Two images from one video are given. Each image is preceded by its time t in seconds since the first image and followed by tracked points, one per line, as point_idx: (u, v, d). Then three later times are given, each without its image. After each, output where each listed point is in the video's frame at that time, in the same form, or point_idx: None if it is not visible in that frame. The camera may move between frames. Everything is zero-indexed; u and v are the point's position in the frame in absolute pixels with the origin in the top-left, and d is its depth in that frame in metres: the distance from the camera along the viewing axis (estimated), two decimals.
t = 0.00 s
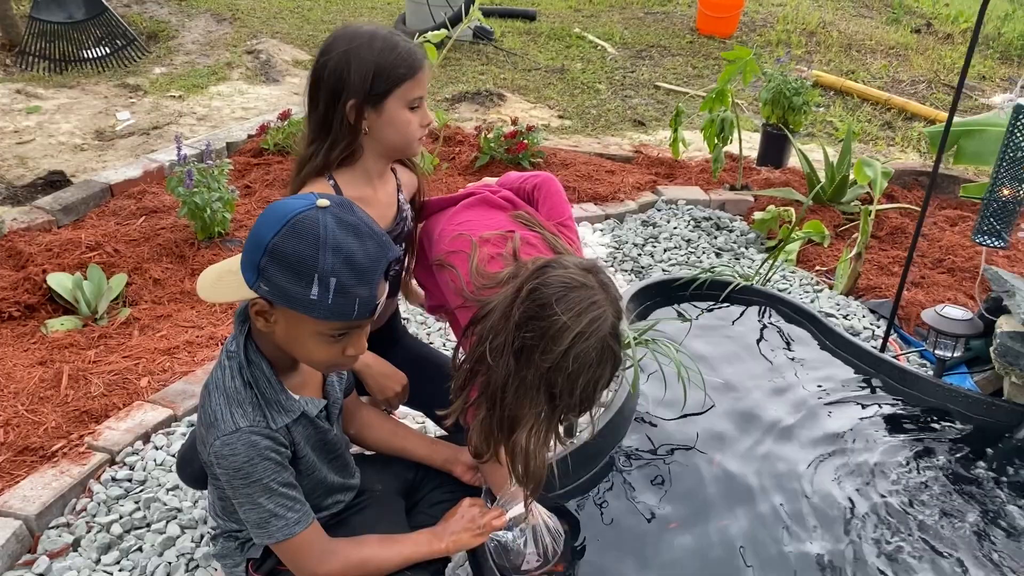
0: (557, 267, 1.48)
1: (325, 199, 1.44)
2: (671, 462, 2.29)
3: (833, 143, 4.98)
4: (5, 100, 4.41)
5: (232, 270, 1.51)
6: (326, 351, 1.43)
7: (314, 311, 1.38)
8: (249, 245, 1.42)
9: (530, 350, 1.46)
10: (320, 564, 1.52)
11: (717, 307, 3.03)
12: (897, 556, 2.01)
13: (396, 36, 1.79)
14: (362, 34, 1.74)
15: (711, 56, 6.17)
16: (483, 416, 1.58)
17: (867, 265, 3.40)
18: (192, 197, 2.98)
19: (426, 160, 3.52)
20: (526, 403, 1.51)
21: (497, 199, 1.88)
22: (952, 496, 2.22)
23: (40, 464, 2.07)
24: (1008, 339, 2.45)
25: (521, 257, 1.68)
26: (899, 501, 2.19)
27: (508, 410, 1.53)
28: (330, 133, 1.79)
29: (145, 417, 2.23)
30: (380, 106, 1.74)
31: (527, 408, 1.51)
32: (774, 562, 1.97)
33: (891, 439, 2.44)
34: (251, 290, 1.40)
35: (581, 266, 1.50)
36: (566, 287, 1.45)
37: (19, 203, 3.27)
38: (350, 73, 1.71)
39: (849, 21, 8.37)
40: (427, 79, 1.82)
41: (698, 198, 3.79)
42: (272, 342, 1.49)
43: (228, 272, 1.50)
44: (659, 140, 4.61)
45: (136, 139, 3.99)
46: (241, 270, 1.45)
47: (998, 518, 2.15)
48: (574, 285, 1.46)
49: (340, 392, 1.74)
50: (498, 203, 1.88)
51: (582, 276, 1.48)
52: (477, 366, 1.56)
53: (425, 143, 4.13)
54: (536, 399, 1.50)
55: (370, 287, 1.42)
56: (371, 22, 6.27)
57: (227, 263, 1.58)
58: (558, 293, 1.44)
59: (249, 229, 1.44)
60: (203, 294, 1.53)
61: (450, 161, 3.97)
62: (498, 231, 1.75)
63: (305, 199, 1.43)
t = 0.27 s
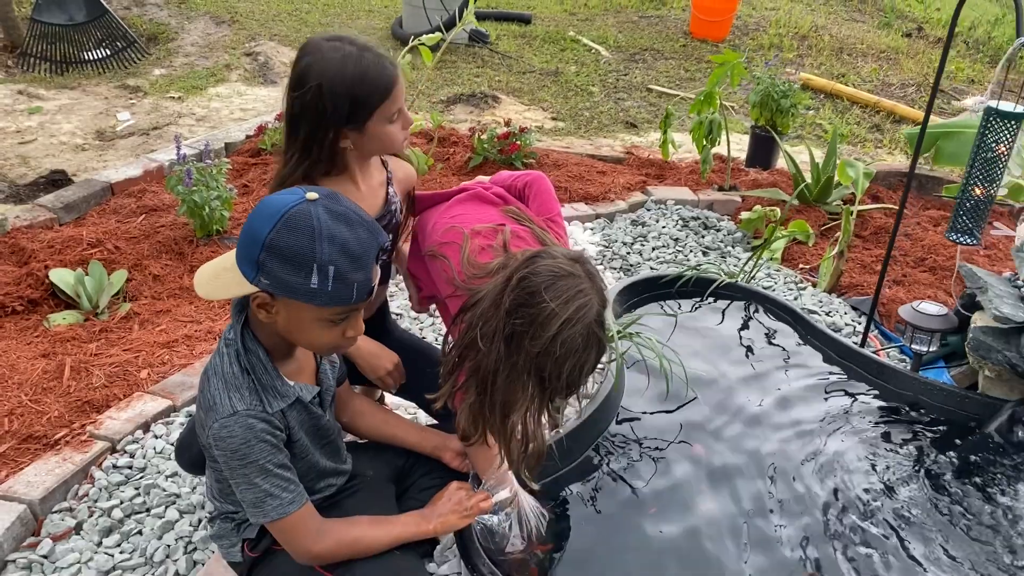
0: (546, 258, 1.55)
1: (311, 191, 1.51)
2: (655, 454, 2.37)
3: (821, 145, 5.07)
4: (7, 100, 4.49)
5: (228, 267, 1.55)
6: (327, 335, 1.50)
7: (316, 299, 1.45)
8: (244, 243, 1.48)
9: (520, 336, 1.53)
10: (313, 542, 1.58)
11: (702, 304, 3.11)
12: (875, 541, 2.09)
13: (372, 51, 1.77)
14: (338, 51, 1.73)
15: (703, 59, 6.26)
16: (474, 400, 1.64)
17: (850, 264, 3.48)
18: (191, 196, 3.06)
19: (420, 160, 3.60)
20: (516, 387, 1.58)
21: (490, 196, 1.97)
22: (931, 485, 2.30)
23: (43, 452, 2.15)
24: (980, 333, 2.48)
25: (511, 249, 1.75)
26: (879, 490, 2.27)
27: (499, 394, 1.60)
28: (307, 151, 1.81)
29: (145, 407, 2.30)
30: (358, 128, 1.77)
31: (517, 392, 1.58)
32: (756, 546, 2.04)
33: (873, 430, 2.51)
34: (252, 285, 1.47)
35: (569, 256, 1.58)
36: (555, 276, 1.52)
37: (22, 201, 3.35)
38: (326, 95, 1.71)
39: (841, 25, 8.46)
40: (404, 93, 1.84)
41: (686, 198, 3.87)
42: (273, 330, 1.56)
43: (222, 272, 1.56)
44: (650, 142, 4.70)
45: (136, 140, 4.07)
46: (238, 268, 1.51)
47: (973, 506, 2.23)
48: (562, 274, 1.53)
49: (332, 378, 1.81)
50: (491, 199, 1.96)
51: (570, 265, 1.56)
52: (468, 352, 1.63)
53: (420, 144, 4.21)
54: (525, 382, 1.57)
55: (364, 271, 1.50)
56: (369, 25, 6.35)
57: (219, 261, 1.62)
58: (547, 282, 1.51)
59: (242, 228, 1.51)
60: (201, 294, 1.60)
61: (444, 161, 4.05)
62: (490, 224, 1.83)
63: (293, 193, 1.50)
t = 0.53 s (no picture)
0: (545, 248, 1.61)
1: (312, 187, 1.54)
2: (650, 445, 2.41)
3: (815, 145, 5.13)
4: (9, 101, 4.54)
5: (230, 265, 1.56)
6: (332, 324, 1.55)
7: (327, 292, 1.49)
8: (249, 242, 1.51)
9: (519, 324, 1.59)
10: (316, 524, 1.63)
11: (696, 300, 3.17)
12: (866, 527, 2.15)
13: (369, 80, 1.80)
14: (337, 73, 1.78)
15: (699, 60, 6.32)
16: (473, 387, 1.69)
17: (841, 261, 3.54)
18: (194, 194, 3.11)
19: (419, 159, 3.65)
20: (515, 373, 1.63)
21: (488, 191, 2.02)
22: (920, 474, 2.36)
23: (50, 442, 2.19)
24: (966, 326, 2.53)
25: (509, 242, 1.80)
26: (869, 479, 2.33)
27: (498, 380, 1.66)
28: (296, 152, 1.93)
29: (150, 400, 2.35)
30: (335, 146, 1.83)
31: (516, 378, 1.63)
32: (749, 532, 2.10)
33: (863, 421, 2.57)
34: (260, 282, 1.50)
35: (566, 247, 1.64)
36: (553, 265, 1.59)
37: (26, 200, 3.40)
38: (313, 107, 1.80)
39: (836, 27, 8.53)
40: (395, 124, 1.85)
41: (681, 197, 3.93)
42: (276, 321, 1.59)
43: (224, 269, 1.57)
44: (646, 142, 4.75)
45: (138, 140, 4.12)
46: (243, 265, 1.53)
47: (961, 493, 2.29)
48: (561, 264, 1.59)
49: (331, 364, 1.84)
50: (489, 194, 2.02)
51: (568, 256, 1.62)
52: (467, 341, 1.68)
53: (419, 144, 4.27)
54: (524, 369, 1.62)
55: (368, 263, 1.55)
56: (367, 27, 6.41)
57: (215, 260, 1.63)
58: (545, 271, 1.57)
59: (245, 226, 1.53)
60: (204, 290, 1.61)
61: (443, 161, 4.10)
62: (488, 219, 1.89)
63: (294, 189, 1.53)
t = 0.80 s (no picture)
0: (536, 242, 1.65)
1: (310, 189, 1.56)
2: (643, 442, 2.44)
3: (807, 147, 5.17)
4: (7, 103, 4.57)
5: (228, 267, 1.58)
6: (331, 322, 1.57)
7: (330, 293, 1.52)
8: (250, 246, 1.52)
9: (512, 315, 1.62)
10: (312, 517, 1.64)
11: (689, 298, 3.20)
12: (854, 521, 2.18)
13: (357, 92, 1.83)
14: (327, 82, 1.82)
15: (692, 63, 6.36)
16: (468, 380, 1.73)
17: (833, 260, 3.58)
18: (191, 194, 3.13)
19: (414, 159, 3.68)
20: (509, 365, 1.66)
21: (483, 188, 2.06)
22: (909, 469, 2.40)
23: (49, 438, 2.22)
24: (955, 323, 2.56)
25: (502, 237, 1.83)
26: (858, 475, 2.36)
27: (492, 372, 1.69)
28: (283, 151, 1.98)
29: (148, 396, 2.37)
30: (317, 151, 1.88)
31: (510, 369, 1.66)
32: (740, 527, 2.13)
33: (853, 419, 2.61)
34: (262, 286, 1.51)
35: (558, 240, 1.67)
36: (545, 258, 1.62)
37: (24, 201, 3.42)
38: (299, 111, 1.85)
39: (829, 30, 8.59)
40: (380, 136, 1.88)
41: (675, 198, 3.96)
42: (274, 319, 1.61)
43: (223, 272, 1.58)
44: (640, 143, 4.79)
45: (135, 141, 4.15)
46: (243, 268, 1.54)
47: (948, 489, 2.33)
48: (552, 257, 1.62)
49: (328, 360, 1.85)
50: (484, 191, 2.05)
51: (560, 249, 1.65)
52: (462, 333, 1.71)
53: (414, 145, 4.30)
54: (517, 360, 1.65)
55: (367, 265, 1.58)
56: (363, 30, 6.44)
57: (210, 260, 1.63)
58: (537, 264, 1.61)
59: (245, 231, 1.54)
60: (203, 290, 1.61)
61: (438, 162, 4.13)
62: (483, 215, 1.92)
63: (293, 192, 1.54)
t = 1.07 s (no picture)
0: (526, 237, 1.66)
1: (307, 199, 1.56)
2: (636, 447, 2.45)
3: (801, 151, 5.19)
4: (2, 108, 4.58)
5: (223, 274, 1.58)
6: (325, 331, 1.58)
7: (324, 304, 1.52)
8: (245, 253, 1.53)
9: (498, 309, 1.63)
10: (305, 522, 1.65)
11: (681, 303, 3.22)
12: (843, 524, 2.19)
13: (340, 103, 1.84)
14: (310, 93, 1.84)
15: (687, 67, 6.39)
16: (457, 372, 1.75)
17: (825, 265, 3.59)
18: (185, 199, 3.14)
19: (408, 164, 3.70)
20: (495, 358, 1.68)
21: (483, 187, 2.08)
22: (898, 473, 2.41)
23: (43, 443, 2.22)
24: (946, 327, 2.57)
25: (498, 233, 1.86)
26: (848, 478, 2.38)
27: (480, 365, 1.70)
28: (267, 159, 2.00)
29: (142, 401, 2.38)
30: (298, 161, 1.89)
31: (496, 363, 1.68)
32: (733, 530, 2.14)
33: (845, 423, 2.62)
34: (255, 294, 1.52)
35: (548, 237, 1.68)
36: (532, 253, 1.63)
37: (18, 205, 3.43)
38: (281, 120, 1.87)
39: (823, 35, 8.63)
40: (362, 148, 1.89)
41: (668, 202, 3.98)
42: (267, 327, 1.61)
43: (216, 278, 1.59)
44: (634, 148, 4.81)
45: (130, 146, 4.16)
46: (237, 275, 1.55)
47: (936, 491, 2.34)
48: (539, 252, 1.63)
49: (321, 367, 1.86)
50: (483, 190, 2.07)
51: (548, 245, 1.66)
52: (452, 327, 1.73)
53: (409, 150, 4.31)
54: (503, 354, 1.66)
55: (362, 275, 1.58)
56: (359, 34, 6.46)
57: (205, 267, 1.64)
58: (523, 258, 1.62)
59: (240, 238, 1.54)
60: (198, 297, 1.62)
61: (433, 166, 4.14)
62: (481, 211, 1.94)
63: (290, 201, 1.55)
